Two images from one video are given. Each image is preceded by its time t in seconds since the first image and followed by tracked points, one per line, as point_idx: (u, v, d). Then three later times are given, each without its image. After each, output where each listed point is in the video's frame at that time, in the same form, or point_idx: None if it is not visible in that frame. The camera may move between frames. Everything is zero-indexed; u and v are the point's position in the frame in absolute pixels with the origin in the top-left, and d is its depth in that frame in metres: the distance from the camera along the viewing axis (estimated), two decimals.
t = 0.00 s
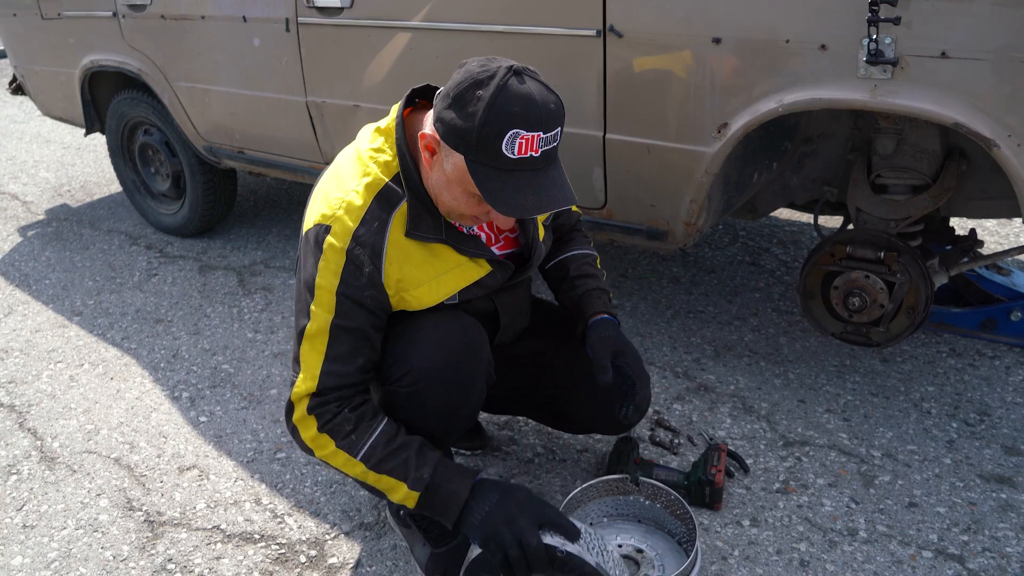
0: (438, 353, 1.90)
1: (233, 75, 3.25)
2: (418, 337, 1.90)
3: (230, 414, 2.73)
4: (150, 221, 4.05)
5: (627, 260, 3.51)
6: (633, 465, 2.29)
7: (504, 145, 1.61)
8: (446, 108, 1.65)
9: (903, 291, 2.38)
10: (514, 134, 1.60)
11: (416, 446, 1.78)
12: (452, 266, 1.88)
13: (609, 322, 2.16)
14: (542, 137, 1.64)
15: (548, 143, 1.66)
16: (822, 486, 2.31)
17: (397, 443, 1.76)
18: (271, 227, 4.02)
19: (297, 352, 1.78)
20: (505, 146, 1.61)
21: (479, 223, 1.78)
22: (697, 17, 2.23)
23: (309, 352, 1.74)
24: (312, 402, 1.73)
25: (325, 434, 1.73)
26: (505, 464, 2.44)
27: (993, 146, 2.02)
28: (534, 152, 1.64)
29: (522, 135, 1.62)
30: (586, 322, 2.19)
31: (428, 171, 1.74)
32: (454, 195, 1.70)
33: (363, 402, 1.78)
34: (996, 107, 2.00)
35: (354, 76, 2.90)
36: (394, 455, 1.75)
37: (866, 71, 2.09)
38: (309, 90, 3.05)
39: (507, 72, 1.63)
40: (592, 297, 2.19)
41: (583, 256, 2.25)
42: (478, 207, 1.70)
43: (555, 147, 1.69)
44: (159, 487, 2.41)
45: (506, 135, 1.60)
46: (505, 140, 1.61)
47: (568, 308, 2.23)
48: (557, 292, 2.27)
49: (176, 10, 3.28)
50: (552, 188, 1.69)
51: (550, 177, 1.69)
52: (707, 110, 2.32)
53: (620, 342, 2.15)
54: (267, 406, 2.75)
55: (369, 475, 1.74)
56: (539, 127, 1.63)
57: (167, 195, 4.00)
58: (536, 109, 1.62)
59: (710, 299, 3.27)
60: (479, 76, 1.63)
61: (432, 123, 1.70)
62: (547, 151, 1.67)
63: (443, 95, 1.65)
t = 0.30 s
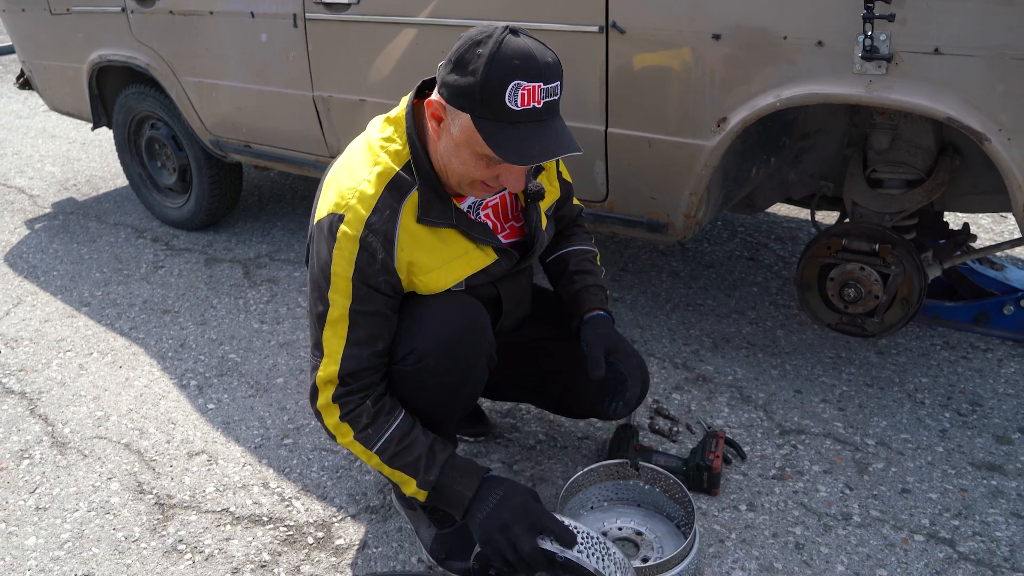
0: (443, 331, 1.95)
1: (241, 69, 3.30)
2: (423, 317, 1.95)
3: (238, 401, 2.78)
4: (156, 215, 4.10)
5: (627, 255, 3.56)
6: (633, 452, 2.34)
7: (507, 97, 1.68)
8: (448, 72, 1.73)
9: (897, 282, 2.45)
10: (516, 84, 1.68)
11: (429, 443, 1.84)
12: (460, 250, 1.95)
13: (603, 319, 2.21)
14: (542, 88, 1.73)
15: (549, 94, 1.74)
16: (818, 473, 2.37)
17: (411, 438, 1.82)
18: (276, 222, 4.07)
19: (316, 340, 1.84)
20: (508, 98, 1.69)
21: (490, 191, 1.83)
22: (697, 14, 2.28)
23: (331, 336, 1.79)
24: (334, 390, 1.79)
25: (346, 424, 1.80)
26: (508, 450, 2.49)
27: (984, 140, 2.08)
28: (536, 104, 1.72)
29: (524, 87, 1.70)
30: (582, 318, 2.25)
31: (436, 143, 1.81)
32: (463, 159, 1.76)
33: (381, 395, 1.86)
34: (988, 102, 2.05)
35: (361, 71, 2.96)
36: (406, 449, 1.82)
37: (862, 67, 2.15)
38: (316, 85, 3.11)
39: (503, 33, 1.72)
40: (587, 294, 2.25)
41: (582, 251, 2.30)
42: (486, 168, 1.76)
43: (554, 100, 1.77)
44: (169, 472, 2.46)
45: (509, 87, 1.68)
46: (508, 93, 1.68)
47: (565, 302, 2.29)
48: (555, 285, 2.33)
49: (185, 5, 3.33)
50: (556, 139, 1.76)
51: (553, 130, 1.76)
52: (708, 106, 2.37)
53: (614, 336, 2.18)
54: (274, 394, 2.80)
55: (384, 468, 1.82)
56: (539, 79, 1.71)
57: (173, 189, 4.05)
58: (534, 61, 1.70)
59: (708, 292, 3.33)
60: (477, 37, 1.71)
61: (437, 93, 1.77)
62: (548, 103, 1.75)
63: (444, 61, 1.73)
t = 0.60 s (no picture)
0: (438, 310, 2.00)
1: (250, 66, 3.38)
2: (420, 294, 2.02)
3: (248, 389, 2.86)
4: (163, 209, 4.17)
5: (627, 249, 3.65)
6: (634, 437, 2.43)
7: (516, 77, 1.76)
8: (459, 62, 1.82)
9: (888, 273, 2.55)
10: (525, 64, 1.76)
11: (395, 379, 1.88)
12: (463, 238, 2.03)
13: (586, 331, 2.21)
14: (548, 68, 1.81)
15: (555, 74, 1.83)
16: (812, 456, 2.46)
17: (376, 382, 1.87)
18: (281, 216, 4.15)
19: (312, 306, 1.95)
20: (517, 78, 1.77)
21: (505, 174, 1.92)
22: (698, 14, 2.37)
23: (322, 306, 1.91)
24: (313, 347, 1.92)
25: (322, 376, 1.91)
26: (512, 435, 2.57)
27: (971, 135, 2.17)
28: (544, 82, 1.81)
29: (531, 67, 1.78)
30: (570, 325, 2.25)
31: (452, 131, 1.90)
32: (479, 143, 1.84)
33: (358, 345, 1.93)
34: (975, 99, 2.14)
35: (369, 68, 3.04)
36: (373, 395, 1.87)
37: (855, 65, 2.24)
38: (325, 82, 3.19)
39: (508, 19, 1.81)
40: (583, 306, 2.25)
41: (588, 260, 2.32)
42: (501, 150, 1.84)
43: (560, 80, 1.86)
44: (184, 455, 2.54)
45: (518, 67, 1.77)
46: (518, 73, 1.77)
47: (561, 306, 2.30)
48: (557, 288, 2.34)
49: (195, 3, 3.42)
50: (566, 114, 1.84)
51: (563, 108, 1.84)
52: (707, 102, 2.46)
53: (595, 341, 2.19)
54: (284, 382, 2.87)
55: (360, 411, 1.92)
56: (545, 59, 1.80)
57: (179, 184, 4.13)
58: (540, 43, 1.79)
59: (706, 285, 3.41)
60: (483, 25, 1.81)
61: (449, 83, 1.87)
62: (555, 83, 1.83)
63: (455, 52, 1.82)
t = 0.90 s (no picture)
0: (434, 301, 2.09)
1: (243, 73, 3.46)
2: (417, 287, 2.10)
3: (246, 389, 2.92)
4: (154, 215, 4.22)
5: (612, 250, 3.75)
6: (623, 429, 2.53)
7: (497, 61, 1.86)
8: (444, 56, 1.93)
9: (863, 270, 2.67)
10: (504, 49, 1.86)
11: (409, 372, 1.98)
12: (458, 233, 2.12)
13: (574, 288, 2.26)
14: (527, 51, 1.91)
15: (534, 56, 1.92)
16: (793, 446, 2.56)
17: (391, 373, 1.96)
18: (272, 221, 4.21)
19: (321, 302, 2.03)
20: (498, 62, 1.86)
21: (496, 160, 2.01)
22: (680, 23, 2.48)
23: (333, 300, 1.99)
24: (326, 342, 1.99)
25: (336, 370, 1.98)
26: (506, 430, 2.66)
27: (939, 137, 2.28)
28: (525, 65, 1.90)
29: (511, 51, 1.88)
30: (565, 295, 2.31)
31: (444, 124, 2.00)
32: (469, 130, 1.94)
33: (369, 339, 2.02)
34: (942, 102, 2.26)
35: (362, 75, 3.13)
36: (388, 386, 1.96)
37: (829, 71, 2.35)
38: (317, 89, 3.28)
39: (486, 11, 1.92)
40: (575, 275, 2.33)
41: (582, 242, 2.40)
42: (491, 136, 1.93)
43: (540, 63, 1.95)
44: (185, 454, 2.60)
45: (498, 51, 1.86)
46: (498, 57, 1.86)
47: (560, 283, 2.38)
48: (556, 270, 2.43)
49: (188, 12, 3.49)
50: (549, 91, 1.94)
51: (544, 87, 1.93)
52: (689, 107, 2.57)
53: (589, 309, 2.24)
54: (281, 382, 2.94)
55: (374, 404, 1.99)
56: (523, 43, 1.89)
57: (170, 190, 4.18)
58: (516, 29, 1.89)
59: (689, 284, 3.52)
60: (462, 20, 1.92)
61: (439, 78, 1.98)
62: (535, 65, 1.92)
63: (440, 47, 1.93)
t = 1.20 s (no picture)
0: (432, 322, 2.14)
1: (233, 104, 3.52)
2: (414, 308, 2.16)
3: (239, 415, 2.95)
4: (142, 245, 4.24)
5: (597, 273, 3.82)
6: (613, 447, 2.58)
7: (490, 88, 1.93)
8: (440, 84, 2.00)
9: (843, 286, 2.76)
10: (496, 76, 1.93)
11: (409, 383, 2.03)
12: (453, 255, 2.18)
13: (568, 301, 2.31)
14: (519, 78, 1.98)
15: (526, 83, 1.99)
16: (779, 460, 2.62)
17: (391, 385, 2.01)
18: (260, 250, 4.25)
19: (321, 322, 2.08)
20: (491, 89, 1.93)
21: (490, 183, 2.07)
22: (662, 52, 2.59)
23: (333, 319, 2.03)
24: (326, 360, 2.03)
25: (336, 387, 2.03)
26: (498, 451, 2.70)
27: (910, 158, 2.37)
28: (516, 92, 1.97)
29: (503, 78, 1.95)
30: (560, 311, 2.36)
31: (440, 149, 2.07)
32: (463, 155, 2.01)
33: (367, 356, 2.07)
34: (912, 125, 2.35)
35: (350, 105, 3.20)
36: (389, 398, 2.01)
37: (804, 96, 2.44)
38: (306, 118, 3.34)
39: (479, 40, 1.99)
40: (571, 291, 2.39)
41: (572, 262, 2.46)
42: (484, 160, 2.00)
43: (532, 90, 2.02)
44: (181, 481, 2.62)
45: (491, 78, 1.93)
46: (491, 84, 1.93)
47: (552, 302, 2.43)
48: (548, 290, 2.48)
49: (178, 45, 3.57)
50: (540, 116, 2.00)
51: (536, 113, 2.00)
52: (672, 132, 2.66)
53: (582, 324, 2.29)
54: (274, 408, 2.97)
55: (375, 417, 2.03)
56: (515, 70, 1.96)
57: (159, 220, 4.21)
58: (509, 57, 1.97)
59: (673, 305, 3.59)
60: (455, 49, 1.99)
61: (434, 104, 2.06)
62: (526, 91, 1.99)
63: (435, 75, 2.01)
